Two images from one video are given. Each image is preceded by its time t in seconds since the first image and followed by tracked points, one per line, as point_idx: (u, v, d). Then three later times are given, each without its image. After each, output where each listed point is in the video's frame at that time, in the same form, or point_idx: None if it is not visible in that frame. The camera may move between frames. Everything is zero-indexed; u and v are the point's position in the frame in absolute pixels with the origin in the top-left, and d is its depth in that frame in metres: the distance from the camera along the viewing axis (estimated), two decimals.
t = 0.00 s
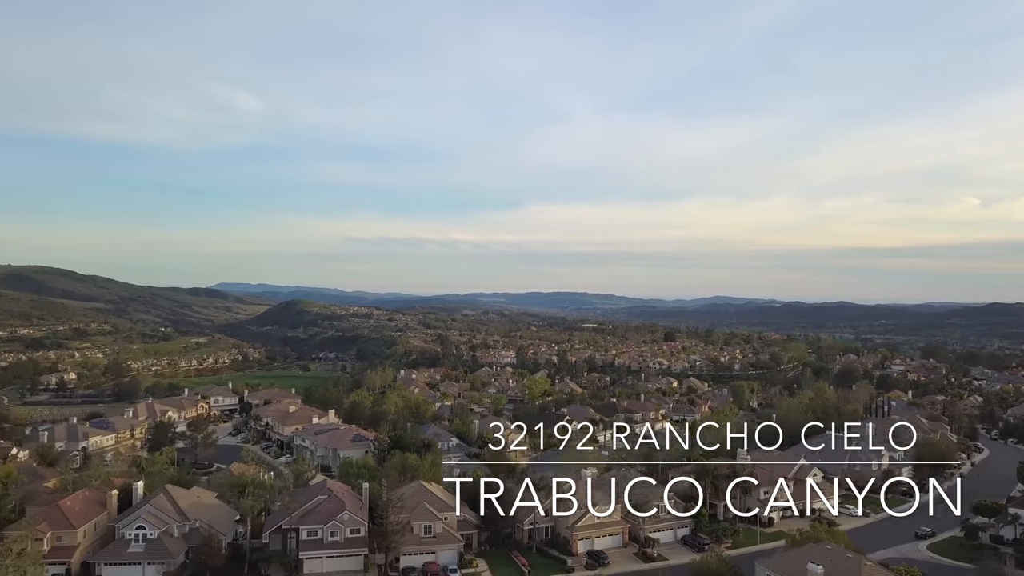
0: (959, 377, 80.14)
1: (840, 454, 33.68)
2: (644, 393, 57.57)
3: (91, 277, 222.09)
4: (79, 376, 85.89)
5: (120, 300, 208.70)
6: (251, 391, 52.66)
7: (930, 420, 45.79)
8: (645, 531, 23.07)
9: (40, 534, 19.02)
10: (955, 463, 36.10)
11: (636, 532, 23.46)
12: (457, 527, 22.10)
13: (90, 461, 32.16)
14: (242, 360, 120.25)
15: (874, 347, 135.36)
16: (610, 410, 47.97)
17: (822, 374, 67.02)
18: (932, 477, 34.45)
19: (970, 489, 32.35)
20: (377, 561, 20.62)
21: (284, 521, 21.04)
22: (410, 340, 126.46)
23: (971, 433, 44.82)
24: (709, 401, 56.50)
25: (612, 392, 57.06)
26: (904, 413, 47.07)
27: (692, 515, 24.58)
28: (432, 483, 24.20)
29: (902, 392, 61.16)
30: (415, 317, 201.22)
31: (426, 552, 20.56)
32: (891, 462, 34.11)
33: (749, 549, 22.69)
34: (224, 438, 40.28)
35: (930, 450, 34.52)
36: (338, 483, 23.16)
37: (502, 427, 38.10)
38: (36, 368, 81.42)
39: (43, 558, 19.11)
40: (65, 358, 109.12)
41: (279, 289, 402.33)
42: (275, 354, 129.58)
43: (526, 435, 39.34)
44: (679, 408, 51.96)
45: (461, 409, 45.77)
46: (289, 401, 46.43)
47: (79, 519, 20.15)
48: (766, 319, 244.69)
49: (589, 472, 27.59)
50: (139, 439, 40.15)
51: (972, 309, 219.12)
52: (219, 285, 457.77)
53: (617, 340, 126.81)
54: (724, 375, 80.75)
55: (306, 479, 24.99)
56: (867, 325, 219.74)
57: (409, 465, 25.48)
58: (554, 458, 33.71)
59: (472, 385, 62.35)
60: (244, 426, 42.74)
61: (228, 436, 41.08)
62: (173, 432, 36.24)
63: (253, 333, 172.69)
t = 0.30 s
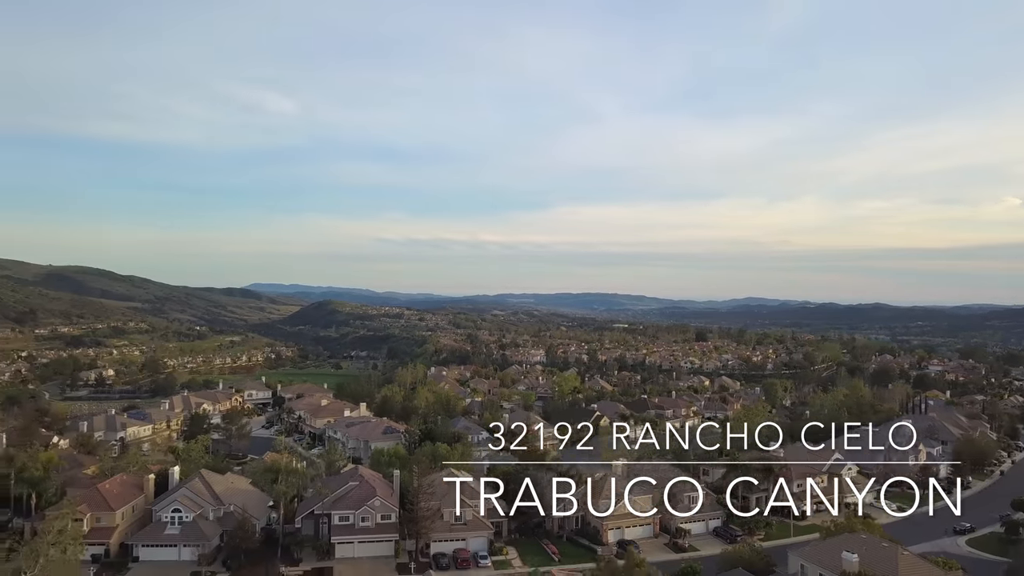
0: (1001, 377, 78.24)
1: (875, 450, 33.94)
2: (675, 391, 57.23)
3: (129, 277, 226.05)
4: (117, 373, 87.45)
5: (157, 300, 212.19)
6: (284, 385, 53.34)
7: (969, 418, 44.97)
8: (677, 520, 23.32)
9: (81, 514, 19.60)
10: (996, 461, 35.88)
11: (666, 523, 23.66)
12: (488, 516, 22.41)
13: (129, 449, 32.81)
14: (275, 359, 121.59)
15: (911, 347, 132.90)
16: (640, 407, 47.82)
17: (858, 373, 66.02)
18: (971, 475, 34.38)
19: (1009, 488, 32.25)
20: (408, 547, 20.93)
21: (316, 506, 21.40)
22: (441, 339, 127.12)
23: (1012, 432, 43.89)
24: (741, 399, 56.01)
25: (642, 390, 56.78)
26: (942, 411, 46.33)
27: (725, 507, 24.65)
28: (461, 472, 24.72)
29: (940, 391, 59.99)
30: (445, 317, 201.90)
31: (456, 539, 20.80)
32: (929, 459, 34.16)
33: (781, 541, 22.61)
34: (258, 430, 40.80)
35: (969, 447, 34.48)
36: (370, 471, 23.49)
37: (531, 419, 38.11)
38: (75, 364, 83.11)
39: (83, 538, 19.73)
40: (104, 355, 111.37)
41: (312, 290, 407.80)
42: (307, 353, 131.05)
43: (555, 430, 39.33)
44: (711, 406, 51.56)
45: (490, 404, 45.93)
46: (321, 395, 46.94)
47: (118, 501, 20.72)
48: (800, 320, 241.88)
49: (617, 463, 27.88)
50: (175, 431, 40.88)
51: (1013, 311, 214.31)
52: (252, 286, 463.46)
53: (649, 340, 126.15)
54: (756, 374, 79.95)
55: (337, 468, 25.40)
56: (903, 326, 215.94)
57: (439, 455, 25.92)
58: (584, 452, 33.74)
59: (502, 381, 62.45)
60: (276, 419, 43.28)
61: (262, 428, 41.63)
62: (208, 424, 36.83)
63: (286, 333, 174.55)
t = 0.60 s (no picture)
0: None
1: (899, 443, 34.64)
2: (696, 387, 57.06)
3: (152, 277, 228.57)
4: (140, 370, 88.60)
5: (179, 299, 214.39)
6: (305, 379, 53.86)
7: (995, 414, 44.53)
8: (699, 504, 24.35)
9: (107, 494, 20.59)
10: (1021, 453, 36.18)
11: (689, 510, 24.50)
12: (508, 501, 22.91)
13: (152, 437, 33.39)
14: (296, 357, 122.49)
15: (936, 347, 130.98)
16: (660, 402, 47.83)
17: (882, 370, 65.37)
18: (997, 468, 34.73)
19: None
20: (428, 532, 21.59)
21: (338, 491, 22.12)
22: (460, 338, 127.43)
23: None
24: (763, 396, 55.73)
25: (662, 386, 56.62)
26: (967, 406, 46.11)
27: (747, 496, 25.32)
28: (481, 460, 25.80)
29: (966, 389, 59.31)
30: (465, 316, 202.22)
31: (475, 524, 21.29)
32: (954, 452, 34.66)
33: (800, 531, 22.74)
34: (279, 422, 41.26)
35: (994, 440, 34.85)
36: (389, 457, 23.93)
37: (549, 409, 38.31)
38: (100, 361, 84.31)
39: (109, 519, 20.69)
40: (128, 353, 112.82)
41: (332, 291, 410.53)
42: (328, 351, 131.89)
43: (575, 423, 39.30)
44: (731, 401, 51.39)
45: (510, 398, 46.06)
46: (341, 388, 47.36)
47: (141, 483, 21.69)
48: (822, 321, 239.55)
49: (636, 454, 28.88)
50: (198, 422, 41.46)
51: None
52: (272, 286, 466.84)
53: (669, 339, 125.61)
54: (778, 373, 79.38)
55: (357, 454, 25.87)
56: (928, 328, 212.99)
57: (458, 444, 26.34)
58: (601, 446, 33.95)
59: (522, 377, 62.50)
60: (297, 412, 43.65)
61: (283, 420, 42.08)
62: (231, 415, 37.36)
63: (306, 332, 175.72)
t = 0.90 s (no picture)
0: None
1: (921, 431, 35.65)
2: (713, 383, 56.87)
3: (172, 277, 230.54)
4: (160, 367, 89.43)
5: (198, 299, 215.92)
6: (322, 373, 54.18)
7: (1016, 408, 44.25)
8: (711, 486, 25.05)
9: (127, 476, 21.15)
10: None
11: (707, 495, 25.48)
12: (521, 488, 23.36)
13: (172, 426, 33.72)
14: (313, 355, 123.07)
15: (956, 347, 129.53)
16: (677, 396, 47.69)
17: (902, 367, 64.88)
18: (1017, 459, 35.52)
19: None
20: (444, 516, 22.02)
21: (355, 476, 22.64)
22: (476, 337, 127.68)
23: None
24: (780, 390, 55.55)
25: (679, 381, 56.46)
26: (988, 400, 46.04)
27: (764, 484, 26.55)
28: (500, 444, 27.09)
29: (987, 386, 58.88)
30: (479, 316, 201.99)
31: (489, 511, 21.54)
32: (975, 442, 35.52)
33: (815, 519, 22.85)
34: (297, 414, 41.53)
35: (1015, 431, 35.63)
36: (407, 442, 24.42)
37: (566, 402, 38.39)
38: (120, 357, 85.14)
39: (129, 500, 21.19)
40: (148, 351, 113.71)
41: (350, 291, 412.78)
42: (345, 350, 132.44)
43: (592, 417, 39.25)
44: (749, 396, 51.31)
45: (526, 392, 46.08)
46: (358, 381, 47.68)
47: (160, 467, 22.24)
48: (840, 322, 237.64)
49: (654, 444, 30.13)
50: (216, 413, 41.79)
51: None
52: (291, 287, 469.64)
53: (686, 339, 125.14)
54: (796, 371, 78.94)
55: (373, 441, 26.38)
56: (949, 330, 210.78)
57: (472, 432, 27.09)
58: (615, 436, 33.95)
59: (538, 373, 62.48)
60: (314, 404, 43.81)
61: (301, 412, 42.35)
62: (250, 406, 37.68)
63: (322, 331, 176.49)
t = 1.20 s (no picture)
0: None
1: (936, 423, 35.88)
2: (726, 378, 56.87)
3: (186, 277, 232.00)
4: (175, 364, 90.21)
5: (212, 299, 217.17)
6: (335, 367, 54.56)
7: None
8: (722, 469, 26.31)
9: (142, 456, 21.98)
10: None
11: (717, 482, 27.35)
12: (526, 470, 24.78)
13: (187, 413, 34.10)
14: (326, 354, 123.53)
15: (973, 345, 128.39)
16: (689, 389, 47.88)
17: (917, 363, 64.45)
18: None
19: None
20: (457, 499, 22.87)
21: (367, 461, 23.58)
22: (488, 335, 127.85)
23: None
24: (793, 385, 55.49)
25: (691, 376, 56.49)
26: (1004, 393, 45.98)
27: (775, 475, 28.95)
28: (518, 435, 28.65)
29: (1004, 382, 58.49)
30: (492, 316, 201.96)
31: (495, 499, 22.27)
32: (991, 433, 35.72)
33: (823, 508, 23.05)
34: (310, 405, 41.99)
35: None
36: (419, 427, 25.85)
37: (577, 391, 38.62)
38: (135, 354, 85.80)
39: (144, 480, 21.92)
40: (163, 349, 114.58)
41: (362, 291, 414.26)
42: (357, 349, 132.89)
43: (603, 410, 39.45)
44: (761, 391, 51.37)
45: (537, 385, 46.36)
46: (370, 374, 48.09)
47: (175, 449, 23.08)
48: (854, 322, 236.13)
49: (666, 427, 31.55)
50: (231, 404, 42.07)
51: None
52: (304, 287, 471.49)
53: (699, 337, 124.72)
54: (809, 368, 78.67)
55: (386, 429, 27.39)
56: (965, 330, 208.93)
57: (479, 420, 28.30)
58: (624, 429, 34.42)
59: (550, 369, 62.61)
60: (327, 396, 44.10)
61: (314, 404, 42.82)
62: (264, 396, 38.08)
63: (335, 331, 177.06)
